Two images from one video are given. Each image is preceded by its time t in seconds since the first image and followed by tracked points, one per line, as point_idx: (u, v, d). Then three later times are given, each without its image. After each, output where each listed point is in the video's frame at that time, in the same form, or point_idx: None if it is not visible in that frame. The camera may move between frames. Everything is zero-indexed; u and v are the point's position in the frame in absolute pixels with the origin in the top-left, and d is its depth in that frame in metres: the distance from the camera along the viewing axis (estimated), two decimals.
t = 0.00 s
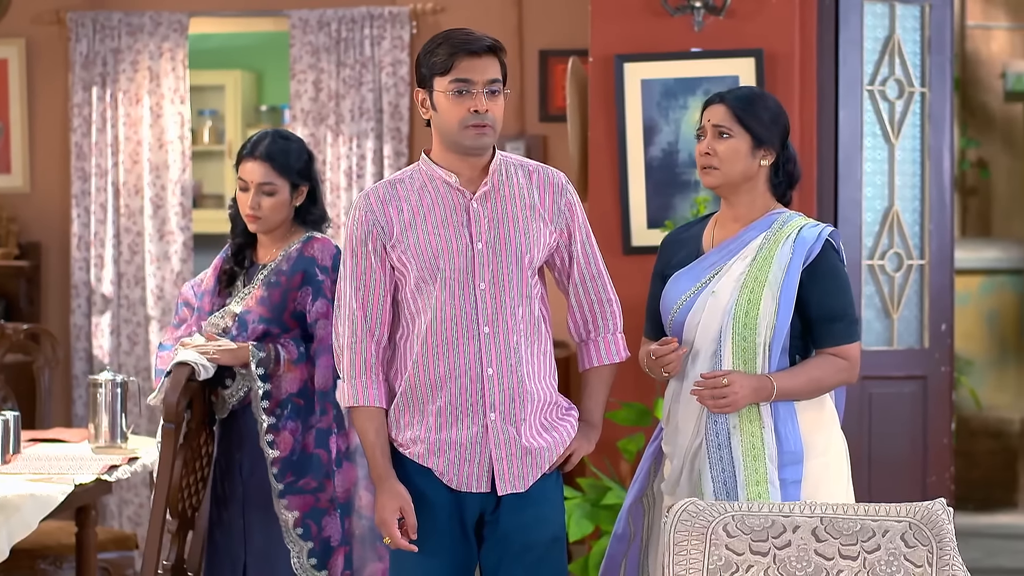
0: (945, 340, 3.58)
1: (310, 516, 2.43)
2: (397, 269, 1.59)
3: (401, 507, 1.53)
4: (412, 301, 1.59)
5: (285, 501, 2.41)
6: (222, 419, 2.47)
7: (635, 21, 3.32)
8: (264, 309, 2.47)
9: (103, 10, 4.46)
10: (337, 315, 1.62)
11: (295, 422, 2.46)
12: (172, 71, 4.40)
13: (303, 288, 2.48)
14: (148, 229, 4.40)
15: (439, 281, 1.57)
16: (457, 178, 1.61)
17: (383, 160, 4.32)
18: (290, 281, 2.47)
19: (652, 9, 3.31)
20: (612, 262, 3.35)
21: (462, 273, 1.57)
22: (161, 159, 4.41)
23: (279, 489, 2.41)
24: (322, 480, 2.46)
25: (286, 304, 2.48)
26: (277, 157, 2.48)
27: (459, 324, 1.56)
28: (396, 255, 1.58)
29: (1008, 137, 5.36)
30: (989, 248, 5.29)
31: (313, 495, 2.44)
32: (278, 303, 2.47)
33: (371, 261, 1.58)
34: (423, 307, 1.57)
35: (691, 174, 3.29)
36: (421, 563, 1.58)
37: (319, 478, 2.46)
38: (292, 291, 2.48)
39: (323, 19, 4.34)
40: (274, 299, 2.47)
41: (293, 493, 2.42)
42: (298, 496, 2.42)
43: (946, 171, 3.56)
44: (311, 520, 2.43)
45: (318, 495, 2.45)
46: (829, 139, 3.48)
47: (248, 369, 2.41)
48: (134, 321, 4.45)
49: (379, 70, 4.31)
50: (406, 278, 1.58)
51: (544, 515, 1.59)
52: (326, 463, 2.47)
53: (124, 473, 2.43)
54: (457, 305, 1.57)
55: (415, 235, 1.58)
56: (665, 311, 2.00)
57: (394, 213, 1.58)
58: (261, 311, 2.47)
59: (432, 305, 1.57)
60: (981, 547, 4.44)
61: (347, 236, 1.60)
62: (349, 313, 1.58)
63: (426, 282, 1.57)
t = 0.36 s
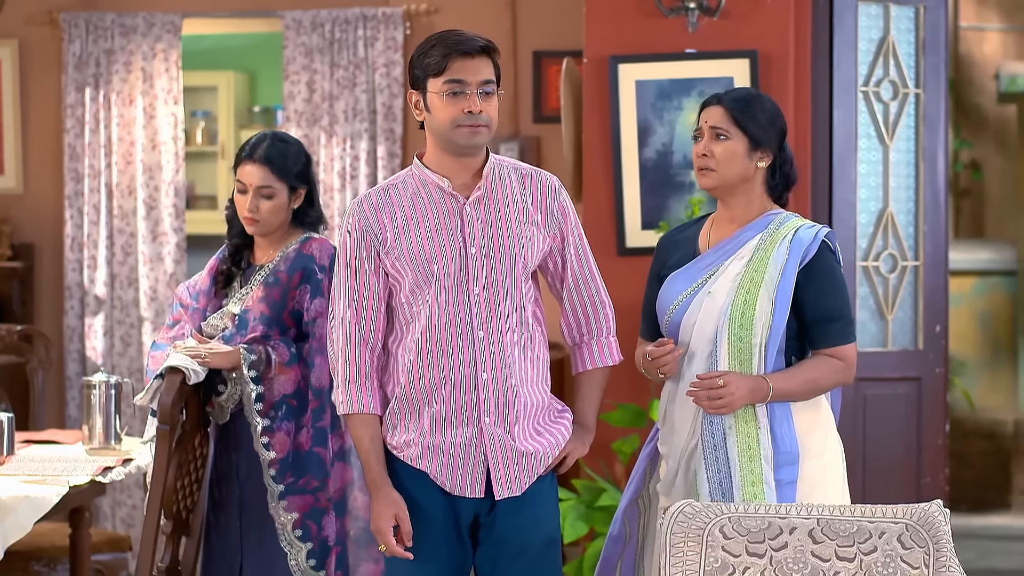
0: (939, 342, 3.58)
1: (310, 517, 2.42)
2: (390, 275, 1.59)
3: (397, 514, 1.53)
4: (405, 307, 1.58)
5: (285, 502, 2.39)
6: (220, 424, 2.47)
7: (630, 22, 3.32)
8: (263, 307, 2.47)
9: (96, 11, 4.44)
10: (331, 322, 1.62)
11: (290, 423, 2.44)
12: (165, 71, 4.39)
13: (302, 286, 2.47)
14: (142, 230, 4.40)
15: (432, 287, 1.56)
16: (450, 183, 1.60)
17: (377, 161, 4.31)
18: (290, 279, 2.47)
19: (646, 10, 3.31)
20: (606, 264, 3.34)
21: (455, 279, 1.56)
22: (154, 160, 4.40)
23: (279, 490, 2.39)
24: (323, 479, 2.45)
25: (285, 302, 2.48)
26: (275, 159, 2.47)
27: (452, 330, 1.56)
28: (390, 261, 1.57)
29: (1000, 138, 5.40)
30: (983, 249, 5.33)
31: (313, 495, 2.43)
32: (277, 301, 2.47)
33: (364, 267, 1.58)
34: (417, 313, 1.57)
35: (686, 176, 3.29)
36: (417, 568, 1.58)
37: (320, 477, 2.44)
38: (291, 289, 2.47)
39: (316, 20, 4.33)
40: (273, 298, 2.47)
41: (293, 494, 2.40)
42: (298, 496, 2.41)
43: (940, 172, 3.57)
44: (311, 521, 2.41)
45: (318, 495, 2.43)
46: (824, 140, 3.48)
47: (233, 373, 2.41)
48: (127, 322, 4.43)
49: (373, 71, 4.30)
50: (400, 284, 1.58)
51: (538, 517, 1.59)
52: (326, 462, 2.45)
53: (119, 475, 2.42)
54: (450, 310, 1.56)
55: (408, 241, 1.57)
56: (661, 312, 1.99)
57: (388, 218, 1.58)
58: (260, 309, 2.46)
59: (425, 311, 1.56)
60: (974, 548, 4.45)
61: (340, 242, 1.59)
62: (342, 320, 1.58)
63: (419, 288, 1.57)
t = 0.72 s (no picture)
0: (932, 344, 3.59)
1: (302, 516, 2.41)
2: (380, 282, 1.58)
3: (389, 522, 1.52)
4: (395, 313, 1.58)
5: (276, 501, 2.39)
6: (214, 426, 2.45)
7: (623, 24, 3.31)
8: (254, 308, 2.46)
9: (88, 12, 4.43)
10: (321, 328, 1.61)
11: (282, 422, 2.43)
12: (156, 73, 4.38)
13: (295, 287, 2.47)
14: (133, 231, 4.38)
15: (423, 293, 1.56)
16: (439, 189, 1.60)
17: (369, 162, 4.30)
18: (282, 280, 2.46)
19: (639, 12, 3.30)
20: (599, 266, 3.34)
21: (446, 285, 1.56)
22: (145, 162, 4.38)
23: (270, 489, 2.39)
24: (315, 478, 2.44)
25: (277, 303, 2.47)
26: (268, 162, 2.47)
27: (442, 336, 1.55)
28: (380, 267, 1.57)
29: (992, 141, 5.39)
30: (975, 251, 5.35)
31: (304, 494, 2.42)
32: (269, 302, 2.46)
33: (354, 273, 1.57)
34: (408, 319, 1.56)
35: (679, 177, 3.29)
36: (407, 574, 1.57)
37: (312, 476, 2.44)
38: (283, 290, 2.47)
39: (308, 21, 4.32)
40: (265, 298, 2.46)
41: (285, 493, 2.40)
42: (290, 495, 2.41)
43: (933, 175, 3.57)
44: (303, 520, 2.41)
45: (310, 494, 2.43)
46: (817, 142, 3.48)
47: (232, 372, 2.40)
48: (118, 324, 4.42)
49: (365, 73, 4.29)
50: (390, 290, 1.57)
51: (529, 519, 1.58)
52: (318, 461, 2.45)
53: (111, 477, 2.40)
54: (441, 317, 1.55)
55: (399, 247, 1.57)
56: (658, 314, 1.99)
57: (379, 225, 1.57)
58: (252, 310, 2.46)
59: (415, 317, 1.56)
60: (966, 550, 4.46)
61: (330, 248, 1.59)
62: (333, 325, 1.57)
63: (410, 294, 1.56)
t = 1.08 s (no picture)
0: (926, 345, 3.60)
1: (294, 516, 2.40)
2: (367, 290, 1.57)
3: (381, 531, 1.52)
4: (381, 321, 1.57)
5: (269, 501, 2.38)
6: (208, 428, 2.44)
7: (617, 24, 3.31)
8: (246, 309, 2.46)
9: (80, 13, 4.41)
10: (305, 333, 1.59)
11: (275, 422, 2.42)
12: (149, 73, 4.36)
13: (287, 289, 2.46)
14: (126, 233, 4.37)
15: (411, 302, 1.55)
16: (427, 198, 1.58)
17: (362, 163, 4.30)
18: (273, 282, 2.45)
19: (633, 12, 3.30)
20: (593, 267, 3.34)
21: (433, 294, 1.56)
22: (139, 163, 4.37)
23: (262, 489, 2.38)
24: (306, 479, 2.43)
25: (268, 305, 2.46)
26: (258, 163, 2.46)
27: (430, 345, 1.55)
28: (369, 276, 1.55)
29: (984, 142, 5.41)
30: (968, 252, 5.39)
31: (296, 495, 2.41)
32: (261, 304, 2.46)
33: (343, 281, 1.55)
34: (395, 328, 1.56)
35: (674, 179, 3.29)
36: None
37: (303, 477, 2.43)
38: (275, 292, 2.46)
39: (301, 22, 4.31)
40: (256, 300, 2.46)
41: (277, 493, 2.39)
42: (282, 495, 2.39)
43: (927, 176, 3.58)
44: (295, 520, 2.40)
45: (302, 495, 2.42)
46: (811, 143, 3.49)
47: (230, 371, 2.39)
48: (112, 325, 4.41)
49: (358, 74, 4.29)
50: (378, 298, 1.56)
51: (514, 523, 1.60)
52: (311, 462, 2.44)
53: (105, 479, 2.40)
54: (429, 326, 1.55)
55: (388, 255, 1.56)
56: (656, 315, 1.98)
57: (368, 232, 1.56)
58: (244, 312, 2.46)
59: (403, 326, 1.55)
60: (959, 550, 4.47)
61: (315, 254, 1.57)
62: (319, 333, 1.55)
63: (398, 303, 1.56)
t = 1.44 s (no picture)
0: (926, 345, 3.59)
1: (296, 517, 2.40)
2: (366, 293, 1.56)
3: (378, 535, 1.53)
4: (381, 324, 1.56)
5: (270, 501, 2.38)
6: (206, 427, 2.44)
7: (617, 24, 3.31)
8: (245, 310, 2.46)
9: (80, 13, 4.41)
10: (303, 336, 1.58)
11: (278, 422, 2.42)
12: (149, 74, 4.36)
13: (286, 289, 2.45)
14: (125, 233, 4.36)
15: (412, 306, 1.55)
16: (427, 201, 1.58)
17: (361, 163, 4.30)
18: (273, 283, 2.45)
19: (633, 13, 3.30)
20: (592, 268, 3.34)
21: (433, 297, 1.56)
22: (138, 163, 4.37)
23: (264, 489, 2.38)
24: (308, 480, 2.43)
25: (268, 306, 2.46)
26: (256, 163, 2.46)
27: (431, 349, 1.55)
28: (370, 279, 1.55)
29: (983, 142, 5.41)
30: (968, 252, 5.39)
31: (297, 495, 2.41)
32: (260, 305, 2.46)
33: (343, 284, 1.54)
34: (395, 332, 1.56)
35: (674, 179, 3.28)
36: None
37: (305, 478, 2.43)
38: (274, 293, 2.45)
39: (300, 23, 4.31)
40: (256, 301, 2.45)
41: (279, 493, 2.39)
42: (284, 496, 2.39)
43: (927, 176, 3.58)
44: (296, 520, 2.40)
45: (304, 495, 2.42)
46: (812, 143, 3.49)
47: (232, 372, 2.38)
48: (111, 326, 4.41)
49: (358, 74, 4.29)
50: (378, 302, 1.56)
51: (513, 526, 1.61)
52: (312, 463, 2.45)
53: (105, 480, 2.39)
54: (429, 329, 1.55)
55: (389, 258, 1.55)
56: (659, 316, 1.97)
57: (368, 235, 1.55)
58: (244, 313, 2.46)
59: (404, 329, 1.55)
60: (959, 551, 4.47)
61: (314, 257, 1.55)
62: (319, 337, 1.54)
63: (398, 307, 1.55)
